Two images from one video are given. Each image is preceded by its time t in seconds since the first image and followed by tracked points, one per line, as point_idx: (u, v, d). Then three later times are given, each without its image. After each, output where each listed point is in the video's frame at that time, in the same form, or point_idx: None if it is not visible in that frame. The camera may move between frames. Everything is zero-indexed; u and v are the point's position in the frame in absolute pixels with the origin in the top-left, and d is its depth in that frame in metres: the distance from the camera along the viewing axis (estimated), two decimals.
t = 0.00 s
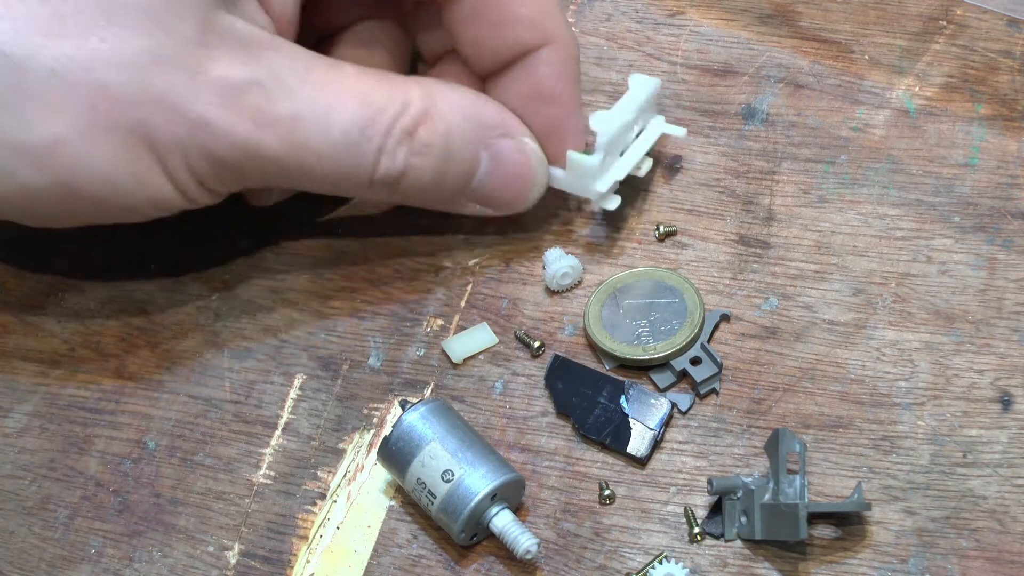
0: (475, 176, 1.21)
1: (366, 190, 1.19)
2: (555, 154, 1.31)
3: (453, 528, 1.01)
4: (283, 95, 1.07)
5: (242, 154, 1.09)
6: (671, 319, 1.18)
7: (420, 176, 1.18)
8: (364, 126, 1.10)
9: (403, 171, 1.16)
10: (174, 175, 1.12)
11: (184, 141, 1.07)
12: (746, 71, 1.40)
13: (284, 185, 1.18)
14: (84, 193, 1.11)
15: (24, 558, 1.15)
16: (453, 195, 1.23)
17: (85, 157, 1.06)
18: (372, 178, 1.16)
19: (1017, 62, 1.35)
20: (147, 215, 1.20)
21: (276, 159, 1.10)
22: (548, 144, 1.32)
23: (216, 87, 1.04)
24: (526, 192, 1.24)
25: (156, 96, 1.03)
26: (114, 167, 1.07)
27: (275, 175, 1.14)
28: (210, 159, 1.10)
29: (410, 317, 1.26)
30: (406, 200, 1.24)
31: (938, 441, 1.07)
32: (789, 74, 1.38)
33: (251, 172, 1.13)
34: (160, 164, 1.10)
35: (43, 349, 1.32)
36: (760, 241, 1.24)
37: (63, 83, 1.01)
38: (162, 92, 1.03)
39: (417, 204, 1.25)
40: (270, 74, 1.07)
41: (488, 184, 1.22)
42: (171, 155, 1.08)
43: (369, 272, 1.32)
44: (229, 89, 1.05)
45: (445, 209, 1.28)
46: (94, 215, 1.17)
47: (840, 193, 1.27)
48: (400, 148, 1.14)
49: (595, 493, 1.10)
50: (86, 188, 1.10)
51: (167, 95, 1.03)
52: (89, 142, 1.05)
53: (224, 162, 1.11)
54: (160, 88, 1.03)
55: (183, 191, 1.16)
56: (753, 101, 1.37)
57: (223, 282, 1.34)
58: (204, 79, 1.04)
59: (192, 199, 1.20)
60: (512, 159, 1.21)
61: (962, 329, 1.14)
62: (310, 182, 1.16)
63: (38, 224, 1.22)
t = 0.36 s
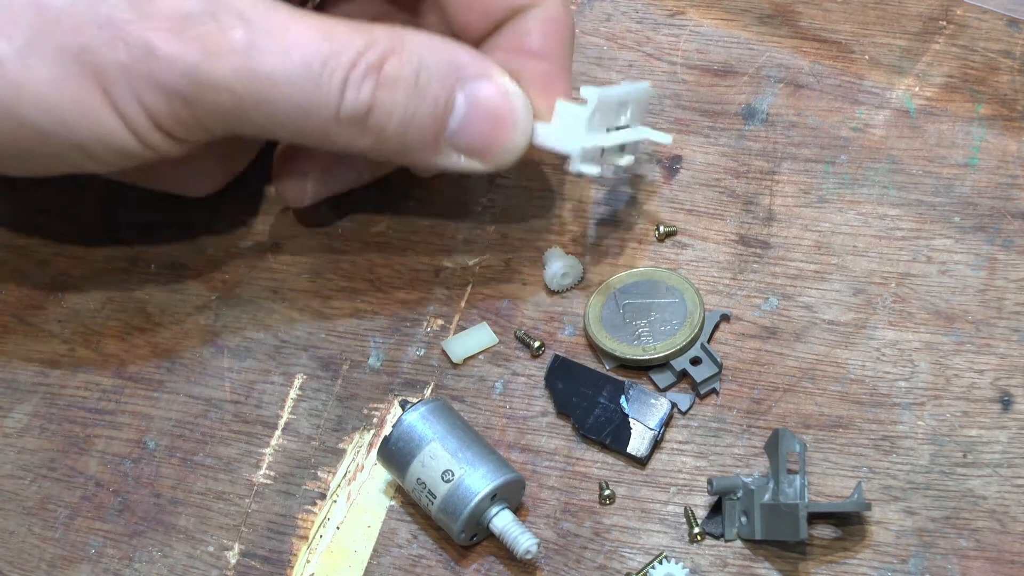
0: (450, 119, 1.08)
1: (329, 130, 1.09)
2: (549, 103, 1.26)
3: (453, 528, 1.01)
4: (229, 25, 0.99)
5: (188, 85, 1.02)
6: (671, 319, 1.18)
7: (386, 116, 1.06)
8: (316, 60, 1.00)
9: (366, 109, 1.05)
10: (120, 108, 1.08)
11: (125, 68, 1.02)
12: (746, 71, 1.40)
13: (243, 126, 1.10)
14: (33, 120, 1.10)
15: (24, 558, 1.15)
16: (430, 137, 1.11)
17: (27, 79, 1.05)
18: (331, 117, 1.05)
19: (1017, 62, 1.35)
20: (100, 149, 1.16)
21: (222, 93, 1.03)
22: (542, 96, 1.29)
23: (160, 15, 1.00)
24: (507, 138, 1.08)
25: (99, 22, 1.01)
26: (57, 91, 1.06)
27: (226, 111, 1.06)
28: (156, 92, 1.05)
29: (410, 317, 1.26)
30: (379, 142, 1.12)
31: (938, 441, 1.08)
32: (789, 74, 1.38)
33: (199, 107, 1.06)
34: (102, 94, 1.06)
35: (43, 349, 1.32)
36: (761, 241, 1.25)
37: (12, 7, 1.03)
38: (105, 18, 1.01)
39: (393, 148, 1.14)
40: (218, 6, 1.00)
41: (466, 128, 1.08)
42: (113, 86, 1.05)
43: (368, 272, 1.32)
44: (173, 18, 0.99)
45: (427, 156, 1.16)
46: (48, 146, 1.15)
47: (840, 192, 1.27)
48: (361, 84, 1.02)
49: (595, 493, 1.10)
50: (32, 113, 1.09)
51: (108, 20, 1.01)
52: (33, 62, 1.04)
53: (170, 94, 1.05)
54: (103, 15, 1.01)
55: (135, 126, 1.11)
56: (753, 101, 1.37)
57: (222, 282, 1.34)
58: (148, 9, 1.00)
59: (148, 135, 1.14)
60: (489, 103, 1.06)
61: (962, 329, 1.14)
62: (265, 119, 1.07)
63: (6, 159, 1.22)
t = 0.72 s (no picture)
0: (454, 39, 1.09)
1: (331, 55, 1.09)
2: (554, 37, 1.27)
3: (453, 528, 1.01)
4: None
5: (187, 11, 1.04)
6: (671, 319, 1.18)
7: (389, 37, 1.06)
8: None
9: (368, 30, 1.05)
10: (122, 40, 1.09)
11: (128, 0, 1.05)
12: (746, 71, 1.40)
13: (245, 54, 1.10)
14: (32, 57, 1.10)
15: (24, 558, 1.15)
16: (433, 61, 1.11)
17: (27, 14, 1.06)
18: (332, 38, 1.06)
19: (1016, 62, 1.35)
20: (102, 85, 1.16)
21: (223, 20, 1.05)
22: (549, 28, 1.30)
23: None
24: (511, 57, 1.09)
25: None
26: (58, 25, 1.07)
27: (228, 34, 1.07)
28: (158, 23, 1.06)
29: (410, 317, 1.26)
30: (382, 69, 1.12)
31: (938, 441, 1.07)
32: (789, 74, 1.38)
33: (200, 33, 1.07)
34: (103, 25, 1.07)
35: (43, 349, 1.32)
36: (761, 241, 1.25)
37: None
38: None
39: (395, 76, 1.14)
40: None
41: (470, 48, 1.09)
42: (114, 15, 1.06)
43: (368, 272, 1.32)
44: None
45: (431, 87, 1.17)
46: (49, 85, 1.16)
47: (840, 193, 1.27)
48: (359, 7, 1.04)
49: (595, 493, 1.10)
50: (29, 49, 1.09)
51: None
52: None
53: (171, 21, 1.06)
54: None
55: (137, 59, 1.12)
56: (753, 101, 1.37)
57: (222, 282, 1.34)
58: None
59: (151, 69, 1.15)
60: (492, 20, 1.06)
61: (962, 329, 1.14)
62: (267, 42, 1.07)
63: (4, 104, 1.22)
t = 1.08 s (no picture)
0: (472, 21, 1.15)
1: (356, 41, 1.14)
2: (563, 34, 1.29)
3: (453, 528, 1.01)
4: None
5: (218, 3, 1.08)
6: (671, 319, 1.18)
7: (411, 21, 1.12)
8: None
9: (391, 16, 1.11)
10: (154, 35, 1.12)
11: None
12: (746, 71, 1.40)
13: (273, 44, 1.15)
14: (66, 55, 1.11)
15: (24, 558, 1.15)
16: (454, 44, 1.17)
17: (59, 13, 1.07)
18: (357, 24, 1.11)
19: (1017, 62, 1.35)
20: (133, 80, 1.18)
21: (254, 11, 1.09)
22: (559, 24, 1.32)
23: None
24: (533, 34, 1.12)
25: None
26: (90, 23, 1.09)
27: (258, 26, 1.11)
28: (190, 16, 1.10)
29: (410, 317, 1.26)
30: (406, 53, 1.17)
31: (938, 441, 1.07)
32: (789, 74, 1.38)
33: (230, 26, 1.11)
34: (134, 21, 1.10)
35: (43, 349, 1.32)
36: (761, 241, 1.24)
37: None
38: None
39: (418, 60, 1.19)
40: None
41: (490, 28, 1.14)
42: (147, 10, 1.09)
43: (369, 272, 1.32)
44: None
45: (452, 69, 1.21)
46: (81, 83, 1.17)
47: (840, 192, 1.27)
48: None
49: (595, 493, 1.10)
50: (64, 47, 1.10)
51: None
52: None
53: (202, 15, 1.10)
54: None
55: (168, 53, 1.15)
56: (753, 101, 1.37)
57: (222, 282, 1.34)
58: None
59: (181, 63, 1.18)
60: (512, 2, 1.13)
61: (962, 329, 1.14)
62: (295, 32, 1.12)
63: (31, 106, 1.22)
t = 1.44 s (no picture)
0: (466, 45, 1.16)
1: (352, 62, 1.14)
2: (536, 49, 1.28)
3: (453, 529, 1.01)
4: None
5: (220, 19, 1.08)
6: (671, 320, 1.18)
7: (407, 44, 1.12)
8: None
9: (389, 38, 1.11)
10: (155, 49, 1.12)
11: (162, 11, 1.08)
12: (746, 71, 1.40)
13: (271, 60, 1.16)
14: (67, 67, 1.11)
15: (24, 558, 1.15)
16: (447, 66, 1.17)
17: (63, 26, 1.07)
18: (353, 46, 1.11)
19: (1017, 62, 1.35)
20: (132, 94, 1.18)
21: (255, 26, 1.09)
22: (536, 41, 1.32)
23: None
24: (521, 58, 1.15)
25: None
26: (91, 36, 1.08)
27: (256, 43, 1.12)
28: (191, 32, 1.10)
29: (409, 317, 1.26)
30: (399, 74, 1.17)
31: (938, 441, 1.08)
32: (789, 74, 1.38)
33: (230, 42, 1.12)
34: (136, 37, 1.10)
35: (43, 349, 1.32)
36: (760, 241, 1.25)
37: None
38: None
39: (413, 81, 1.19)
40: None
41: (481, 52, 1.16)
42: (150, 24, 1.09)
43: (368, 272, 1.32)
44: None
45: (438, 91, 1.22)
46: (80, 95, 1.17)
47: (840, 193, 1.27)
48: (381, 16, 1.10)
49: (595, 493, 1.10)
50: (66, 59, 1.10)
51: None
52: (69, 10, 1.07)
53: (203, 31, 1.10)
54: None
55: (169, 66, 1.15)
56: (753, 101, 1.37)
57: (222, 282, 1.34)
58: None
59: (180, 79, 1.18)
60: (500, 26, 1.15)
61: (962, 329, 1.14)
62: (291, 51, 1.13)
63: (31, 113, 1.22)
